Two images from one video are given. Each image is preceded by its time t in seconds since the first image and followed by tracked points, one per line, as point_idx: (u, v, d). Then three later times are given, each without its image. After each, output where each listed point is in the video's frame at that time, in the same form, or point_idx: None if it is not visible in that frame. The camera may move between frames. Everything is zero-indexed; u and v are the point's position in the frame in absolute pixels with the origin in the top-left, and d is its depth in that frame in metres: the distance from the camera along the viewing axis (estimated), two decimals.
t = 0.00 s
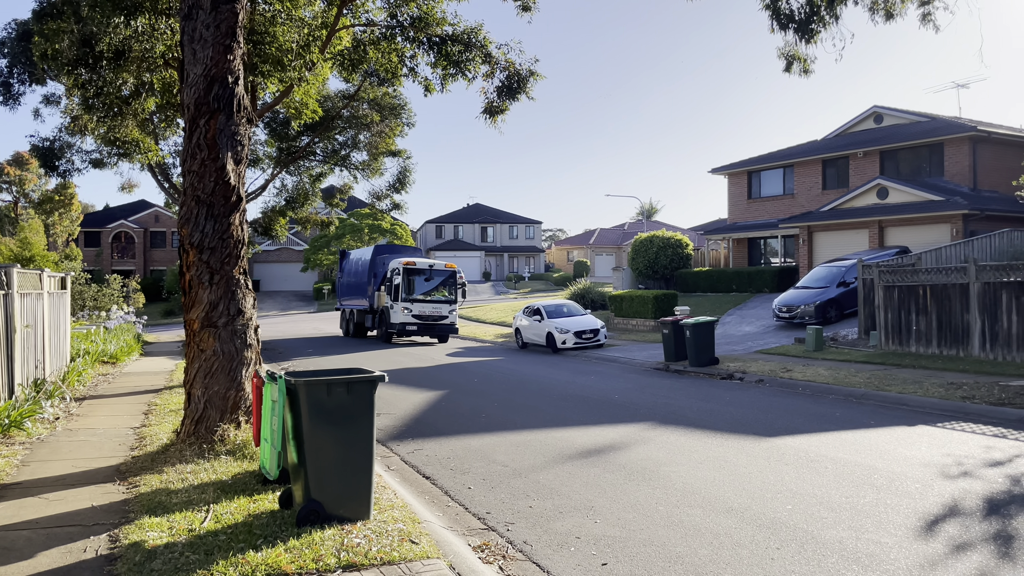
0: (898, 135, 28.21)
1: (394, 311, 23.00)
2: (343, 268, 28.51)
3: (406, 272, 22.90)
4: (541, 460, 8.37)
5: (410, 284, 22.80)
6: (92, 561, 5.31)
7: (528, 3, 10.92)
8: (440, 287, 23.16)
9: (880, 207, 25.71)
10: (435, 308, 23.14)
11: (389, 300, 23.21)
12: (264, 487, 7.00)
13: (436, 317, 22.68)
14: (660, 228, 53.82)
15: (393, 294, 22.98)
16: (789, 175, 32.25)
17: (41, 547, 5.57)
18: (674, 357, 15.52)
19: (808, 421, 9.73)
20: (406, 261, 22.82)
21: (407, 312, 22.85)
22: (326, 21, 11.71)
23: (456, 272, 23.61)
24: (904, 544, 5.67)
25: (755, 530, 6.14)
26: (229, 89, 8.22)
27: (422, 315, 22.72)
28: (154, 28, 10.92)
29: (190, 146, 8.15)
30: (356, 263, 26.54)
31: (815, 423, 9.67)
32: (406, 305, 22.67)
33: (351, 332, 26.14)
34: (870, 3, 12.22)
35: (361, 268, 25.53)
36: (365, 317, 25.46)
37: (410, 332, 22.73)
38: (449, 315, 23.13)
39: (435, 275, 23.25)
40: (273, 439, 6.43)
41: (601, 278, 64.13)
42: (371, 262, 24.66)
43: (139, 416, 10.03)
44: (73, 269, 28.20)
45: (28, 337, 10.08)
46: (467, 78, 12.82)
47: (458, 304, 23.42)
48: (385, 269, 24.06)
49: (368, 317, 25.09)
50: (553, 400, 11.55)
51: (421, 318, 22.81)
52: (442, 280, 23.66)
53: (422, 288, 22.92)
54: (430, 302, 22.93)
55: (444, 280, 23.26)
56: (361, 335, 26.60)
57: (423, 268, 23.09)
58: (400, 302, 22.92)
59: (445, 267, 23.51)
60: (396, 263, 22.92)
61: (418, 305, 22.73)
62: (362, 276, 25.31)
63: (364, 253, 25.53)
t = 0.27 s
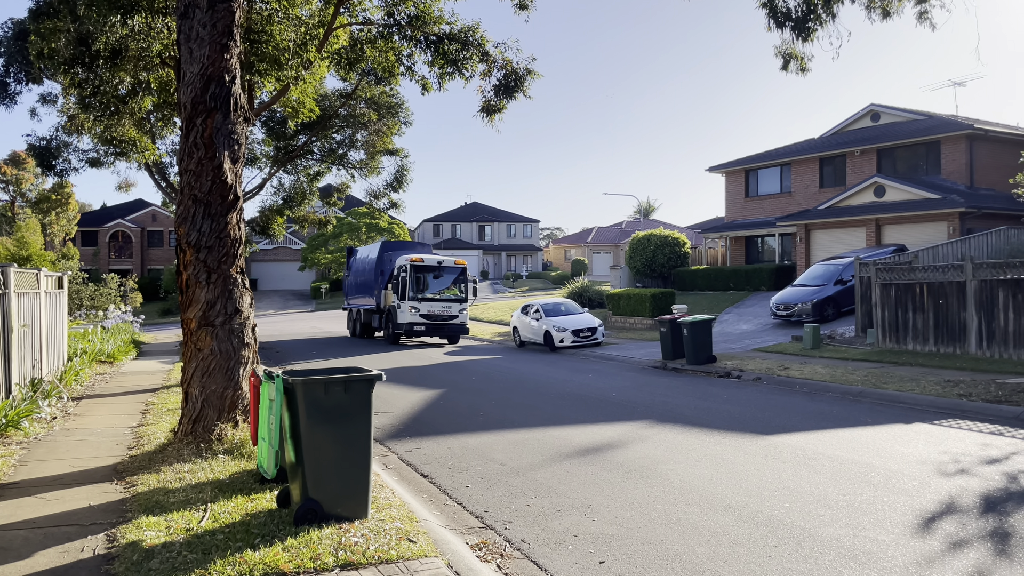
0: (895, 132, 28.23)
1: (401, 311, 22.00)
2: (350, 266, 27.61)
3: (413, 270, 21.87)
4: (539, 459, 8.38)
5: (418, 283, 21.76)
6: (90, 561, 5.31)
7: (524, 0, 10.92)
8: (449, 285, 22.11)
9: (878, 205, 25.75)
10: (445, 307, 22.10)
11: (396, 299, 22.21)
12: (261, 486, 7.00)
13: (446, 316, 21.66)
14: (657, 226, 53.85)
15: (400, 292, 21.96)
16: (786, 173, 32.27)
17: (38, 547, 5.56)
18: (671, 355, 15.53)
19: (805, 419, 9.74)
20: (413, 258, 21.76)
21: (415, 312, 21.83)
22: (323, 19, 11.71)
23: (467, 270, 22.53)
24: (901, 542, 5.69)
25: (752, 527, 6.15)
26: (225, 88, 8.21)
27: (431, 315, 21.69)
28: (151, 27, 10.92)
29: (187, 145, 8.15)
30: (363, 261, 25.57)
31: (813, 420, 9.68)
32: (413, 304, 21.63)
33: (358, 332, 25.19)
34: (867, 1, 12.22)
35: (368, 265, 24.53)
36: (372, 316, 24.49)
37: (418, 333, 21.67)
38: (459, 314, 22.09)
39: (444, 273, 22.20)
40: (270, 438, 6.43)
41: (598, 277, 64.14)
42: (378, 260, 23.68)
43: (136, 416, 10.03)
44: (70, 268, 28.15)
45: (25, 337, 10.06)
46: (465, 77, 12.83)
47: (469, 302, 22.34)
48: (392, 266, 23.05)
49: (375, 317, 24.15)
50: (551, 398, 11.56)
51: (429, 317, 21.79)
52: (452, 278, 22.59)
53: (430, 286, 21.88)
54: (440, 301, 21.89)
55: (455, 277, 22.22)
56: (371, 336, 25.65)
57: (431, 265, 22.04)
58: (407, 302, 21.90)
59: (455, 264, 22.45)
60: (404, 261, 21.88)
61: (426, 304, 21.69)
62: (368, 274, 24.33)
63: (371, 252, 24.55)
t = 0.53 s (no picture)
0: (890, 131, 28.27)
1: (408, 311, 21.30)
2: (357, 264, 26.98)
3: (421, 267, 21.22)
4: (535, 457, 8.38)
5: (426, 280, 21.10)
6: (85, 560, 5.29)
7: None
8: (459, 283, 21.43)
9: (873, 203, 25.79)
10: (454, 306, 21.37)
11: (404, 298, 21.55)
12: (257, 484, 6.99)
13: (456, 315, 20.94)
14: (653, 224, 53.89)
15: (408, 291, 21.31)
16: (782, 171, 32.30)
17: (33, 546, 5.54)
18: (667, 353, 15.54)
19: (801, 417, 9.76)
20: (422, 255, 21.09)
21: (423, 312, 21.11)
22: (318, 17, 11.69)
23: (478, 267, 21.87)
24: (896, 539, 5.70)
25: (748, 525, 6.15)
26: (220, 86, 8.20)
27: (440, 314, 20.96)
28: (146, 24, 10.90)
29: (182, 143, 8.13)
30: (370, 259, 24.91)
31: (809, 418, 9.70)
32: (422, 303, 20.94)
33: (364, 333, 24.45)
34: None
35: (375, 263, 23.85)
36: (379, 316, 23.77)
37: (427, 333, 20.98)
38: (469, 314, 21.36)
39: (454, 270, 21.54)
40: (266, 437, 6.42)
41: (595, 275, 64.19)
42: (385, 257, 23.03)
43: (132, 415, 10.01)
44: (65, 266, 28.10)
45: (20, 335, 10.04)
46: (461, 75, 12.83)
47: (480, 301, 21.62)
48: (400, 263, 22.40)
49: (383, 316, 23.51)
50: (547, 396, 11.56)
51: (438, 317, 21.06)
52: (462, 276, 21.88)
53: (439, 283, 21.21)
54: (449, 300, 21.21)
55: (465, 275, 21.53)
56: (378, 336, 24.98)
57: (440, 261, 21.37)
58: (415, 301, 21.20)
59: (465, 261, 21.79)
60: (412, 257, 21.20)
61: (436, 303, 20.99)
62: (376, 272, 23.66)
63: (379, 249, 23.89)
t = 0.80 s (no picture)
0: (884, 128, 28.34)
1: (418, 310, 20.25)
2: (360, 261, 25.89)
3: (431, 263, 20.21)
4: (530, 455, 8.38)
5: (436, 277, 20.07)
6: (78, 559, 5.28)
7: None
8: (471, 281, 20.43)
9: (867, 201, 25.87)
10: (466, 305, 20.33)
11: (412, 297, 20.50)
12: (251, 483, 6.98)
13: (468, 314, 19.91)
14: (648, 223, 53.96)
15: (416, 289, 20.26)
16: (776, 169, 32.36)
17: (25, 545, 5.53)
18: (662, 350, 15.56)
19: (794, 414, 9.79)
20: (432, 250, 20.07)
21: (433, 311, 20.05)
22: (312, 14, 11.67)
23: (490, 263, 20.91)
24: (889, 535, 5.71)
25: (742, 522, 6.16)
26: (213, 83, 8.17)
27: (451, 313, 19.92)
28: (139, 22, 10.87)
29: (175, 140, 8.10)
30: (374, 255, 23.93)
31: (802, 415, 9.72)
32: (432, 302, 19.88)
33: (369, 332, 23.47)
34: None
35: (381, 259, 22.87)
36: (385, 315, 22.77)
37: (437, 333, 19.89)
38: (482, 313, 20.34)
39: (465, 267, 20.55)
40: (260, 435, 6.41)
41: (589, 272, 64.24)
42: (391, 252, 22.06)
43: (125, 413, 9.98)
44: (58, 265, 27.98)
45: (12, 333, 10.00)
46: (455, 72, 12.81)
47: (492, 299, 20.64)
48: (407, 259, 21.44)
49: (389, 315, 22.51)
50: (541, 394, 11.56)
51: (450, 317, 20.03)
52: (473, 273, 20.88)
53: (449, 281, 20.20)
54: (461, 298, 20.19)
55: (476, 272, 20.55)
56: (383, 336, 23.98)
57: (451, 258, 20.38)
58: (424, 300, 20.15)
59: (476, 257, 20.81)
60: (421, 253, 20.18)
61: (446, 302, 19.97)
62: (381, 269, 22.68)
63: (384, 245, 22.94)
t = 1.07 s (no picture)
0: (874, 127, 28.45)
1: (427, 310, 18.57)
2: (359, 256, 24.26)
3: (441, 259, 18.53)
4: (522, 452, 8.38)
5: (447, 275, 18.41)
6: (67, 558, 5.25)
7: None
8: (484, 278, 18.86)
9: (857, 199, 25.97)
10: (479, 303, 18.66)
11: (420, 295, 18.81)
12: (242, 481, 6.95)
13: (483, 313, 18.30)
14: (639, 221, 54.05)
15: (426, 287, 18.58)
16: (767, 168, 32.44)
17: (14, 544, 5.49)
18: (653, 348, 15.58)
19: (785, 411, 9.82)
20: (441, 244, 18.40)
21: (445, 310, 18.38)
22: (303, 10, 11.62)
23: (504, 259, 19.35)
24: (880, 532, 5.74)
25: (733, 519, 6.18)
26: (204, 80, 8.13)
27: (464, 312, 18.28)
28: (128, 17, 10.80)
29: (165, 137, 8.05)
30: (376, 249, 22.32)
31: (793, 412, 9.75)
32: (444, 301, 18.22)
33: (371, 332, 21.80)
34: None
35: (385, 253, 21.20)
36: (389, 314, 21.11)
37: (449, 334, 18.20)
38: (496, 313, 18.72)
39: (478, 262, 18.93)
40: (251, 433, 6.39)
41: (581, 270, 64.30)
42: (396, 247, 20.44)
43: (115, 411, 9.93)
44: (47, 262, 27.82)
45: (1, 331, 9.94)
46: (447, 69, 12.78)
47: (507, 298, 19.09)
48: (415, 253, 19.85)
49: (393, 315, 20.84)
50: (533, 392, 11.56)
51: (462, 316, 18.40)
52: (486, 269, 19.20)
53: (461, 278, 18.57)
54: (474, 297, 18.58)
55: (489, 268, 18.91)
56: (385, 337, 22.21)
57: (463, 253, 18.75)
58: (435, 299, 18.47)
59: (489, 253, 19.22)
60: (430, 247, 18.51)
61: (458, 300, 18.31)
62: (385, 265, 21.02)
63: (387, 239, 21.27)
